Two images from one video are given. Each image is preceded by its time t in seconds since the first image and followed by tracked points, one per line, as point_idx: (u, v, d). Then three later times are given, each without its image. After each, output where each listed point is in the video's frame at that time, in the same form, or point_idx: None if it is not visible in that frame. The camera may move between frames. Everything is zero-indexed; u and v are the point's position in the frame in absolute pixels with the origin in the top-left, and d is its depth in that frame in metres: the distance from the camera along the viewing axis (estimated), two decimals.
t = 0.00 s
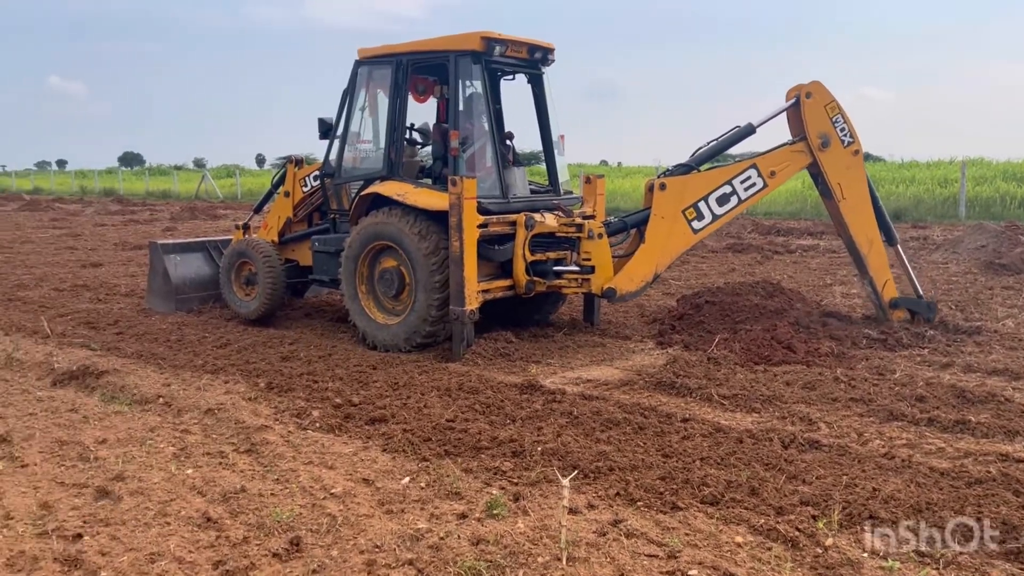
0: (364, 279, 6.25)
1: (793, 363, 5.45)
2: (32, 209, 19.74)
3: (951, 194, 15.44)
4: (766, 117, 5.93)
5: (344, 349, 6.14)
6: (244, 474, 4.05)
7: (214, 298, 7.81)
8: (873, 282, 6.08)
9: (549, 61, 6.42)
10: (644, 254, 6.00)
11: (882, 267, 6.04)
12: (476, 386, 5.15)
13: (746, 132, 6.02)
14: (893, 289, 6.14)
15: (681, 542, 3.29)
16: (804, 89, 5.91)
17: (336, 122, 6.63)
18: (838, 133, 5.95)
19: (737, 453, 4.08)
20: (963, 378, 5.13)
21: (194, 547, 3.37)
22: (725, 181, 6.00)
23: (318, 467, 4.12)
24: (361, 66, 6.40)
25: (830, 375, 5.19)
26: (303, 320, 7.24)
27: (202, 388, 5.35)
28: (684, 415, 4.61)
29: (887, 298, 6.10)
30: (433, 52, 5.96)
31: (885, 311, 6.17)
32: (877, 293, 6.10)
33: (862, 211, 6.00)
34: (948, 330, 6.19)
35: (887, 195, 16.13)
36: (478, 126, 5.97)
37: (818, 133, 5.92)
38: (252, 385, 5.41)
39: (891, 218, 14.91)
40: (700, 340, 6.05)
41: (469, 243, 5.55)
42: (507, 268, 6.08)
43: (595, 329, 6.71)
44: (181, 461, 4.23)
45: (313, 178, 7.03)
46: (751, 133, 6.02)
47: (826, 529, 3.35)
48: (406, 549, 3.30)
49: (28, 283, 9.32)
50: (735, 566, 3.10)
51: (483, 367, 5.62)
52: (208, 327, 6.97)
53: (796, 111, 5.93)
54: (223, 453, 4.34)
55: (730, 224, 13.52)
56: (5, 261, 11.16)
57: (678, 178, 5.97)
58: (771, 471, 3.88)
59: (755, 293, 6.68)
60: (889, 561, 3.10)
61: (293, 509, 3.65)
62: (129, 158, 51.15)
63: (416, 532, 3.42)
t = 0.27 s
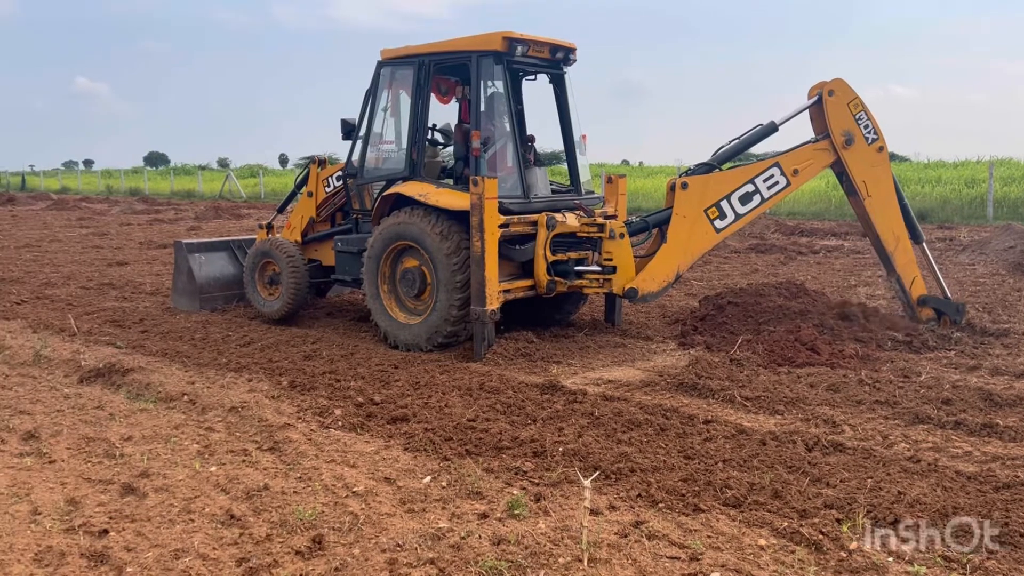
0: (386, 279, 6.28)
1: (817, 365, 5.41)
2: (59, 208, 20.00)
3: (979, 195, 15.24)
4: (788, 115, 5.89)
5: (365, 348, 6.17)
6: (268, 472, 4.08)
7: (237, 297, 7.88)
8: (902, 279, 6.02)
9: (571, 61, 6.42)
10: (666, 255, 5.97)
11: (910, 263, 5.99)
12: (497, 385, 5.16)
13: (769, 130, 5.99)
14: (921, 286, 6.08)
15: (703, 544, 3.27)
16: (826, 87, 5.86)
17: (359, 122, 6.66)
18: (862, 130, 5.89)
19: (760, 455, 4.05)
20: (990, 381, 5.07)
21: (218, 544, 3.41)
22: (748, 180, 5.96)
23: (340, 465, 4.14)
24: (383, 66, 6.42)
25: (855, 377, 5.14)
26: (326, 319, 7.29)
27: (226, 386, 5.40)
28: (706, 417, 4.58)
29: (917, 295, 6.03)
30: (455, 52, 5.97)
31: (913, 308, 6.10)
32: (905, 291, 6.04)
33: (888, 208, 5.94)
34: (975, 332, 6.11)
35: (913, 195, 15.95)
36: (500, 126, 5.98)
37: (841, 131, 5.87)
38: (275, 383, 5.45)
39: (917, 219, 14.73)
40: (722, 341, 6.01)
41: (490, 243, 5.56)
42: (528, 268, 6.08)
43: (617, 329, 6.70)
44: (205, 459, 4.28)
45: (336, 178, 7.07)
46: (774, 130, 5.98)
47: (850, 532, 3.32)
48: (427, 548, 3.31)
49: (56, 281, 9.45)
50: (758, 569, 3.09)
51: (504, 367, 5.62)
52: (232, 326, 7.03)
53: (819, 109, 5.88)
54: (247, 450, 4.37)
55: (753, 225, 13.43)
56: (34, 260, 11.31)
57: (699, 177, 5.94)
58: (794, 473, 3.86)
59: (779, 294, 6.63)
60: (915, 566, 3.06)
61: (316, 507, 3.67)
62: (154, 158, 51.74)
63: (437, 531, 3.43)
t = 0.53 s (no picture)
0: (409, 279, 6.30)
1: (842, 367, 5.36)
2: (87, 208, 20.27)
3: (1008, 195, 15.02)
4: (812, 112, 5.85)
5: (388, 348, 6.20)
6: (292, 470, 4.11)
7: (262, 297, 7.95)
8: (925, 278, 5.94)
9: (594, 61, 6.41)
10: (687, 255, 5.94)
11: (934, 262, 5.90)
12: (519, 386, 5.16)
13: (792, 128, 5.94)
14: (946, 285, 5.99)
15: (727, 546, 3.26)
16: (850, 83, 5.82)
17: (382, 122, 6.69)
18: (887, 127, 5.83)
19: (785, 457, 4.03)
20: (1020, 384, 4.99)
21: (244, 540, 3.44)
22: (771, 179, 5.92)
23: (364, 463, 4.16)
24: (407, 67, 6.45)
25: (881, 379, 5.08)
26: (349, 318, 7.33)
27: (251, 384, 5.45)
28: (730, 419, 4.56)
29: (940, 294, 5.94)
30: (479, 52, 5.98)
31: (938, 307, 6.01)
32: (930, 290, 5.96)
33: (914, 206, 5.87)
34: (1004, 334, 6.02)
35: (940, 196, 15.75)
36: (523, 126, 5.98)
37: (866, 128, 5.82)
38: (299, 381, 5.50)
39: (945, 220, 14.55)
40: (746, 342, 5.98)
41: (512, 242, 5.56)
42: (551, 268, 6.08)
43: (639, 330, 6.68)
44: (231, 456, 4.32)
45: (360, 178, 7.11)
46: (797, 129, 5.93)
47: (876, 536, 3.29)
48: (450, 547, 3.32)
49: (84, 280, 9.58)
50: (783, 571, 3.07)
51: (526, 367, 5.62)
52: (257, 324, 7.10)
53: (843, 106, 5.84)
54: (271, 448, 4.41)
55: (777, 225, 13.33)
56: (62, 259, 11.47)
57: (721, 176, 5.92)
58: (819, 476, 3.83)
59: (803, 295, 6.58)
60: (942, 570, 3.03)
61: (340, 505, 3.70)
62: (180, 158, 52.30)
63: (461, 530, 3.44)
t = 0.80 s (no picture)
0: (432, 280, 6.32)
1: (869, 369, 5.31)
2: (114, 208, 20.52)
3: None
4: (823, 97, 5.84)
5: (412, 348, 6.23)
6: (318, 469, 4.14)
7: (287, 296, 8.01)
8: (953, 254, 5.97)
9: (618, 62, 6.40)
10: (709, 251, 5.91)
11: (961, 238, 5.93)
12: (542, 386, 5.16)
13: (804, 116, 5.90)
14: (976, 259, 6.01)
15: (753, 549, 3.24)
16: (860, 65, 5.82)
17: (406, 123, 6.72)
18: (901, 106, 5.81)
19: (811, 460, 4.00)
20: None
21: (270, 538, 3.47)
22: (788, 167, 5.91)
23: (388, 463, 4.19)
24: (431, 68, 6.48)
25: (908, 382, 5.03)
26: (373, 318, 7.37)
27: (277, 383, 5.49)
28: (755, 421, 4.53)
29: (970, 269, 5.97)
30: (502, 53, 5.99)
31: (969, 282, 6.04)
32: (959, 266, 6.00)
33: (936, 184, 5.88)
34: None
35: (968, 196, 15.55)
36: (546, 126, 5.99)
37: (879, 109, 5.82)
38: (324, 381, 5.54)
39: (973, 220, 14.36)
40: (771, 344, 5.94)
41: (536, 243, 5.57)
42: (574, 269, 6.08)
43: (663, 331, 6.66)
44: (257, 454, 4.36)
45: (384, 178, 7.15)
46: (809, 115, 5.89)
47: (904, 540, 3.26)
48: (475, 547, 3.33)
49: (112, 280, 9.69)
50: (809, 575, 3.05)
51: (550, 368, 5.63)
52: (282, 324, 7.16)
53: (854, 89, 5.84)
54: (297, 447, 4.45)
55: (802, 226, 13.23)
56: (91, 258, 11.61)
57: (737, 171, 5.88)
58: (846, 479, 3.79)
59: (829, 296, 6.52)
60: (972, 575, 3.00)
61: (365, 504, 3.72)
62: (205, 159, 52.81)
63: (485, 530, 3.45)
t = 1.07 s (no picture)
0: (456, 280, 6.34)
1: (897, 372, 5.25)
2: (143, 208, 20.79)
3: None
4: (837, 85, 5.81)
5: (436, 348, 6.25)
6: (344, 468, 4.17)
7: (313, 297, 8.07)
8: (982, 235, 5.91)
9: (643, 62, 6.38)
10: (731, 250, 5.88)
11: (988, 217, 5.87)
12: (566, 387, 5.16)
13: (819, 105, 5.86)
14: (1005, 238, 5.95)
15: (780, 552, 3.22)
16: (871, 51, 5.79)
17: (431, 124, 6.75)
18: (917, 88, 5.77)
19: (839, 463, 3.96)
20: None
21: (297, 536, 3.50)
22: (805, 160, 5.88)
23: (413, 462, 4.21)
24: (455, 69, 6.50)
25: (938, 385, 4.97)
26: (397, 319, 7.40)
27: (302, 382, 5.53)
28: (781, 423, 4.50)
29: (1000, 248, 5.92)
30: (526, 54, 6.00)
31: (999, 261, 5.99)
32: (988, 246, 5.94)
33: (958, 164, 5.82)
34: None
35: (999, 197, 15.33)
36: (571, 127, 5.98)
37: (895, 93, 5.78)
38: (349, 380, 5.57)
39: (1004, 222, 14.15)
40: (798, 346, 5.90)
41: (559, 243, 5.57)
42: (598, 269, 6.06)
43: (688, 332, 6.63)
44: (284, 453, 4.39)
45: (409, 179, 7.18)
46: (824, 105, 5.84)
47: (933, 544, 3.23)
48: (499, 547, 3.33)
49: (141, 279, 9.81)
50: None
51: (573, 369, 5.62)
52: (308, 324, 7.21)
53: (867, 75, 5.81)
54: (323, 446, 4.48)
55: (829, 227, 13.10)
56: (120, 258, 11.77)
57: (753, 168, 5.85)
58: (874, 482, 3.76)
59: (857, 298, 6.46)
60: None
61: (390, 503, 3.74)
62: (231, 160, 53.31)
63: (510, 530, 3.46)
